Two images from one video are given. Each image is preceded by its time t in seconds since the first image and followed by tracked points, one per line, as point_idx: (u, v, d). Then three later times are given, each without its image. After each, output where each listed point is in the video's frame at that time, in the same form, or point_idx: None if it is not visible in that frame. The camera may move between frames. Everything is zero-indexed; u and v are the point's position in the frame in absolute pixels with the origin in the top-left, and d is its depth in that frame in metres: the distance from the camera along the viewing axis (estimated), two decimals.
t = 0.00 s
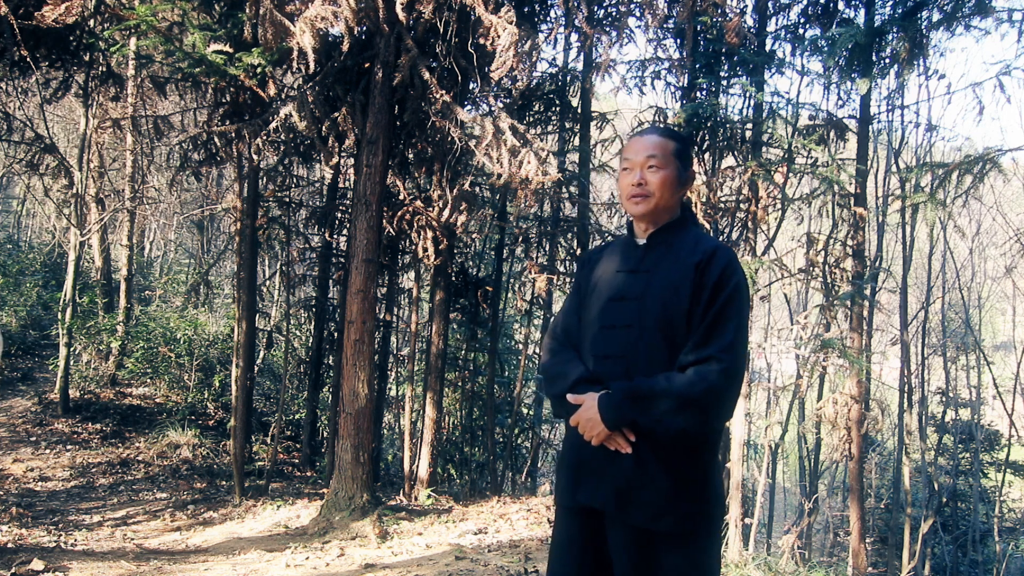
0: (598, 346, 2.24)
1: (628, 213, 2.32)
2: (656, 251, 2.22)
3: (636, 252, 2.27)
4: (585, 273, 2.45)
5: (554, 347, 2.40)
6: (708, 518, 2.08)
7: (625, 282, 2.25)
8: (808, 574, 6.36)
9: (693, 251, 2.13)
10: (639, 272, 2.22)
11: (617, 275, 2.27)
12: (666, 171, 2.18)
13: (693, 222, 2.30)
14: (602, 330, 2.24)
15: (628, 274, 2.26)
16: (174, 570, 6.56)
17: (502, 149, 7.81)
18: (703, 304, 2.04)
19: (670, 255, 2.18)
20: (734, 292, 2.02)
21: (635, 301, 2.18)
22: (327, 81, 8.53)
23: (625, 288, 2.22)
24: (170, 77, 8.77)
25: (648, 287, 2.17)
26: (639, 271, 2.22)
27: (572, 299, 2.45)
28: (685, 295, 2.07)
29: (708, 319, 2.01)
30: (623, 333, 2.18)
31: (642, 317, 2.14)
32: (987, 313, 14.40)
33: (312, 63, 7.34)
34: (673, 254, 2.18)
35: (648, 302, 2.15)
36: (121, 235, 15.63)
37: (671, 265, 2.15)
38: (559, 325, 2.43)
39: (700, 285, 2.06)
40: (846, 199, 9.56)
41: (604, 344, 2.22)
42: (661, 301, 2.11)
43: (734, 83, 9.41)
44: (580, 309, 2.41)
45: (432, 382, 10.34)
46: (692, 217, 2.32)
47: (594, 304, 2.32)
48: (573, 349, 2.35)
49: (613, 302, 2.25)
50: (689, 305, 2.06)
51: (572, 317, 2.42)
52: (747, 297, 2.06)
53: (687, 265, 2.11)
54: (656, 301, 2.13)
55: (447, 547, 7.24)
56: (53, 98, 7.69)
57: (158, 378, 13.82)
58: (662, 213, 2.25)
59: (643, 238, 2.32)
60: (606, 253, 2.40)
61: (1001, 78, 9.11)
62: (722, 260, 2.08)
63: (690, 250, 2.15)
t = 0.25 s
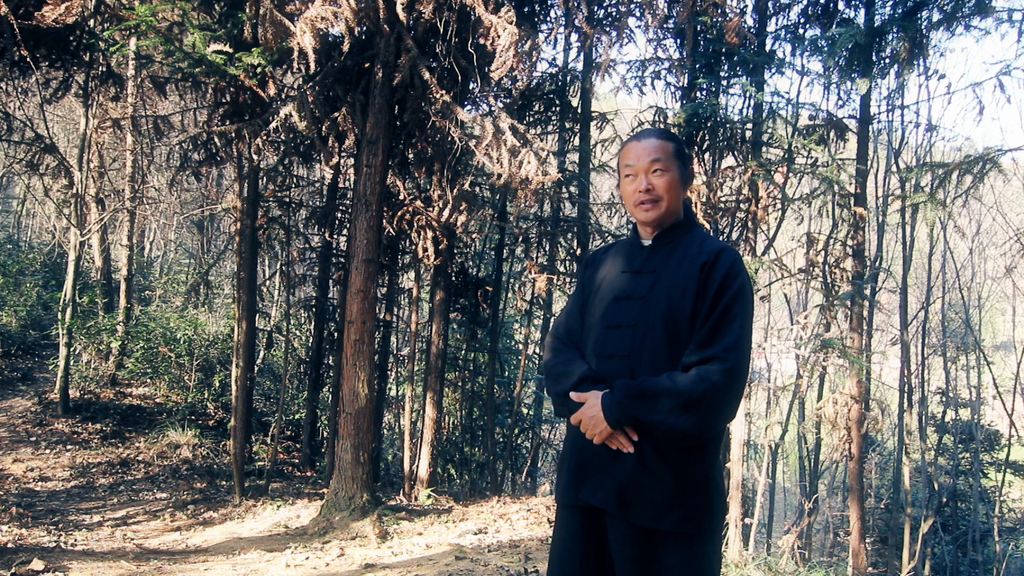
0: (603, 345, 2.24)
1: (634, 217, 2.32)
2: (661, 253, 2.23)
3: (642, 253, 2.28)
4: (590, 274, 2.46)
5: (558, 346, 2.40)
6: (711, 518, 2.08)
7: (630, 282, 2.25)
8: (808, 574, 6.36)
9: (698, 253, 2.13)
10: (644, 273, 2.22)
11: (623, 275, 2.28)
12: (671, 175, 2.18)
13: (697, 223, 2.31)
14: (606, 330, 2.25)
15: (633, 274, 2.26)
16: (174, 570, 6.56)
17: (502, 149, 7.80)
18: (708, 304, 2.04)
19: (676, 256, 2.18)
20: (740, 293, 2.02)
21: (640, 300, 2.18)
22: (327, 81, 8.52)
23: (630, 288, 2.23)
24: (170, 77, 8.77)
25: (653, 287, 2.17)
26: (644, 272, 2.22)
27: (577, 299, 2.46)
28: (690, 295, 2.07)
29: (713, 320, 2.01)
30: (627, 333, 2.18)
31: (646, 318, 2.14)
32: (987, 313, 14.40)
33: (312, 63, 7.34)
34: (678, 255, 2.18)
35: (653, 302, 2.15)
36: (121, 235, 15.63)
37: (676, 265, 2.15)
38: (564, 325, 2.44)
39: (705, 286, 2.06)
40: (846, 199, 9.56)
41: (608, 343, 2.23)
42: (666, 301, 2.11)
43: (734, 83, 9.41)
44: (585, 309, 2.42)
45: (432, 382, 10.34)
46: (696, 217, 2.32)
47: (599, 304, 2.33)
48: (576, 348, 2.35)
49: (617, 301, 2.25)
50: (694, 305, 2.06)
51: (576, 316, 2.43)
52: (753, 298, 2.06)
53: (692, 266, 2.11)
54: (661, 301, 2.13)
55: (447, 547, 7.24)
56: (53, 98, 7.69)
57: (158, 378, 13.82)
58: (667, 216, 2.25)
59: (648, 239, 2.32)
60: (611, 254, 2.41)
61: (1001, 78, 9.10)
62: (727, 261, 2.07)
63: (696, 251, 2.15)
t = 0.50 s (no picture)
0: (604, 345, 2.25)
1: (634, 217, 2.32)
2: (662, 253, 2.23)
3: (643, 254, 2.28)
4: (591, 274, 2.46)
5: (559, 346, 2.40)
6: (711, 518, 2.07)
7: (631, 282, 2.26)
8: (808, 574, 6.36)
9: (699, 253, 2.14)
10: (646, 273, 2.23)
11: (624, 276, 2.28)
12: (672, 176, 2.18)
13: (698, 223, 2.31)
14: (607, 330, 2.25)
15: (634, 274, 2.26)
16: (174, 570, 6.56)
17: (502, 149, 7.80)
18: (709, 304, 2.03)
19: (677, 256, 2.19)
20: (741, 294, 2.02)
21: (641, 301, 2.18)
22: (327, 81, 8.52)
23: (632, 289, 2.23)
24: (170, 77, 8.77)
25: (655, 288, 2.17)
26: (645, 272, 2.22)
27: (578, 299, 2.47)
28: (691, 295, 2.07)
29: (714, 319, 2.01)
30: (629, 333, 2.18)
31: (647, 318, 2.15)
32: (987, 313, 14.40)
33: (312, 63, 7.34)
34: (680, 255, 2.18)
35: (654, 302, 2.15)
36: (121, 235, 15.62)
37: (677, 266, 2.16)
38: (565, 325, 2.44)
39: (707, 287, 2.06)
40: (846, 199, 9.56)
41: (609, 343, 2.23)
42: (668, 301, 2.11)
43: (734, 83, 9.40)
44: (586, 309, 2.42)
45: (432, 382, 10.34)
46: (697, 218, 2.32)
47: (600, 305, 2.33)
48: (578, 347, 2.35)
49: (619, 302, 2.25)
50: (695, 305, 2.06)
51: (578, 316, 2.43)
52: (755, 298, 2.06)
53: (693, 266, 2.11)
54: (662, 301, 2.13)
55: (447, 547, 7.24)
56: (53, 98, 7.69)
57: (158, 378, 13.82)
58: (668, 216, 2.25)
59: (649, 240, 2.32)
60: (612, 255, 2.41)
61: (1002, 77, 9.11)
62: (728, 261, 2.08)
63: (697, 251, 2.15)
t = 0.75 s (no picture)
0: (604, 345, 2.25)
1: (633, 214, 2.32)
2: (662, 253, 2.23)
3: (643, 254, 2.28)
4: (592, 275, 2.46)
5: (559, 346, 2.40)
6: (712, 517, 2.07)
7: (631, 282, 2.26)
8: (808, 574, 6.36)
9: (699, 253, 2.13)
10: (646, 273, 2.23)
11: (624, 276, 2.29)
12: (673, 173, 2.18)
13: (698, 223, 2.31)
14: (607, 330, 2.25)
15: (634, 274, 2.27)
16: (174, 570, 6.56)
17: (502, 149, 7.80)
18: (709, 304, 2.04)
19: (677, 255, 2.19)
20: (741, 293, 2.02)
21: (642, 301, 2.18)
22: (327, 81, 8.52)
23: (632, 288, 2.22)
24: (170, 77, 8.77)
25: (655, 288, 2.17)
26: (646, 272, 2.22)
27: (579, 300, 2.47)
28: (692, 295, 2.07)
29: (714, 319, 2.01)
30: (629, 333, 2.18)
31: (648, 318, 2.15)
32: (987, 313, 14.40)
33: (312, 63, 7.33)
34: (680, 255, 2.18)
35: (654, 303, 2.15)
36: (121, 235, 15.62)
37: (677, 265, 2.16)
38: (565, 325, 2.45)
39: (707, 286, 2.06)
40: (846, 199, 9.56)
41: (609, 343, 2.23)
42: (668, 301, 2.12)
43: (734, 82, 9.40)
44: (586, 310, 2.42)
45: (432, 382, 10.34)
46: (697, 219, 2.31)
47: (601, 305, 2.33)
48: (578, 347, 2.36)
49: (619, 302, 2.25)
50: (695, 305, 2.06)
51: (579, 317, 2.43)
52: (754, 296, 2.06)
53: (693, 266, 2.11)
54: (663, 301, 2.13)
55: (447, 547, 7.24)
56: (53, 98, 7.69)
57: (158, 378, 13.82)
58: (668, 215, 2.25)
59: (648, 240, 2.32)
60: (612, 255, 2.42)
61: (1002, 77, 9.11)
62: (728, 261, 2.08)
63: (697, 251, 2.15)
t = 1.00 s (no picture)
0: (604, 345, 2.25)
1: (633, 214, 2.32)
2: (662, 253, 2.23)
3: (643, 253, 2.28)
4: (592, 275, 2.47)
5: (559, 347, 2.41)
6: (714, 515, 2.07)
7: (632, 282, 2.25)
8: (808, 574, 6.36)
9: (700, 253, 2.13)
10: (647, 273, 2.23)
11: (625, 276, 2.29)
12: (673, 173, 2.18)
13: (699, 222, 2.30)
14: (608, 330, 2.25)
15: (635, 274, 2.27)
16: (175, 570, 6.56)
17: (502, 149, 7.80)
18: (709, 303, 2.04)
19: (678, 255, 2.19)
20: (741, 292, 2.02)
21: (643, 300, 2.18)
22: (327, 81, 8.52)
23: (634, 289, 2.23)
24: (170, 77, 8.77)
25: (656, 288, 2.17)
26: (646, 272, 2.23)
27: (579, 299, 2.47)
28: (692, 295, 2.07)
29: (715, 318, 2.01)
30: (630, 333, 2.18)
31: (649, 318, 2.15)
32: (987, 313, 14.39)
33: (312, 63, 7.33)
34: (680, 255, 2.18)
35: (655, 303, 2.15)
36: (121, 235, 15.62)
37: (678, 266, 2.16)
38: (565, 325, 2.45)
39: (708, 286, 2.06)
40: (846, 199, 9.56)
41: (609, 344, 2.23)
42: (670, 300, 2.12)
43: (734, 82, 9.40)
44: (587, 309, 2.43)
45: (432, 382, 10.34)
46: (698, 221, 2.31)
47: (602, 305, 2.33)
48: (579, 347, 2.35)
49: (620, 302, 2.25)
50: (696, 305, 2.06)
51: (579, 317, 2.43)
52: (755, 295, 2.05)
53: (694, 266, 2.11)
54: (664, 301, 2.13)
55: (447, 547, 7.24)
56: (53, 98, 7.69)
57: (158, 378, 13.83)
58: (667, 215, 2.25)
59: (649, 239, 2.33)
60: (612, 255, 2.42)
61: (1002, 77, 9.12)
62: (729, 260, 2.07)
63: (697, 250, 2.15)
